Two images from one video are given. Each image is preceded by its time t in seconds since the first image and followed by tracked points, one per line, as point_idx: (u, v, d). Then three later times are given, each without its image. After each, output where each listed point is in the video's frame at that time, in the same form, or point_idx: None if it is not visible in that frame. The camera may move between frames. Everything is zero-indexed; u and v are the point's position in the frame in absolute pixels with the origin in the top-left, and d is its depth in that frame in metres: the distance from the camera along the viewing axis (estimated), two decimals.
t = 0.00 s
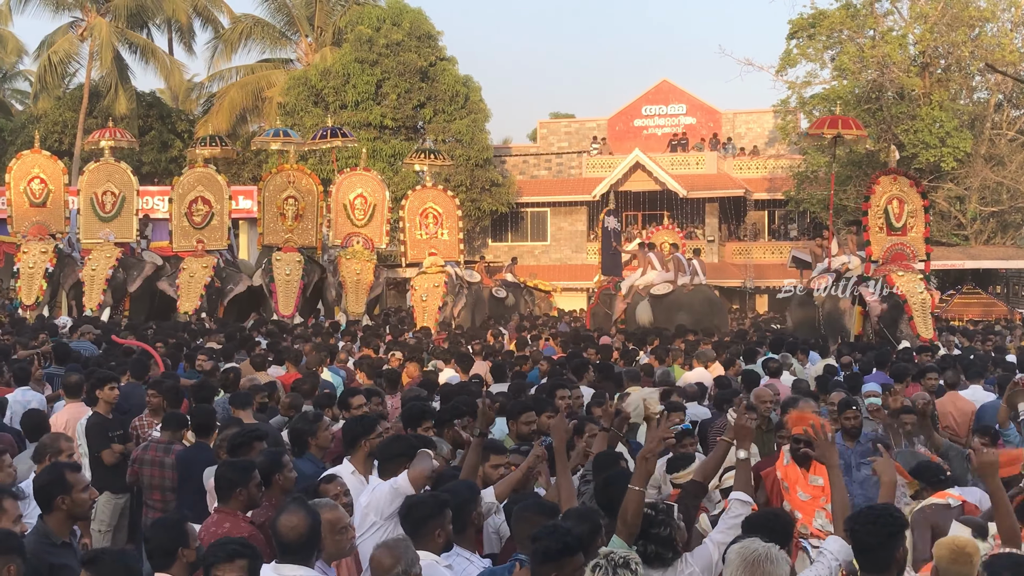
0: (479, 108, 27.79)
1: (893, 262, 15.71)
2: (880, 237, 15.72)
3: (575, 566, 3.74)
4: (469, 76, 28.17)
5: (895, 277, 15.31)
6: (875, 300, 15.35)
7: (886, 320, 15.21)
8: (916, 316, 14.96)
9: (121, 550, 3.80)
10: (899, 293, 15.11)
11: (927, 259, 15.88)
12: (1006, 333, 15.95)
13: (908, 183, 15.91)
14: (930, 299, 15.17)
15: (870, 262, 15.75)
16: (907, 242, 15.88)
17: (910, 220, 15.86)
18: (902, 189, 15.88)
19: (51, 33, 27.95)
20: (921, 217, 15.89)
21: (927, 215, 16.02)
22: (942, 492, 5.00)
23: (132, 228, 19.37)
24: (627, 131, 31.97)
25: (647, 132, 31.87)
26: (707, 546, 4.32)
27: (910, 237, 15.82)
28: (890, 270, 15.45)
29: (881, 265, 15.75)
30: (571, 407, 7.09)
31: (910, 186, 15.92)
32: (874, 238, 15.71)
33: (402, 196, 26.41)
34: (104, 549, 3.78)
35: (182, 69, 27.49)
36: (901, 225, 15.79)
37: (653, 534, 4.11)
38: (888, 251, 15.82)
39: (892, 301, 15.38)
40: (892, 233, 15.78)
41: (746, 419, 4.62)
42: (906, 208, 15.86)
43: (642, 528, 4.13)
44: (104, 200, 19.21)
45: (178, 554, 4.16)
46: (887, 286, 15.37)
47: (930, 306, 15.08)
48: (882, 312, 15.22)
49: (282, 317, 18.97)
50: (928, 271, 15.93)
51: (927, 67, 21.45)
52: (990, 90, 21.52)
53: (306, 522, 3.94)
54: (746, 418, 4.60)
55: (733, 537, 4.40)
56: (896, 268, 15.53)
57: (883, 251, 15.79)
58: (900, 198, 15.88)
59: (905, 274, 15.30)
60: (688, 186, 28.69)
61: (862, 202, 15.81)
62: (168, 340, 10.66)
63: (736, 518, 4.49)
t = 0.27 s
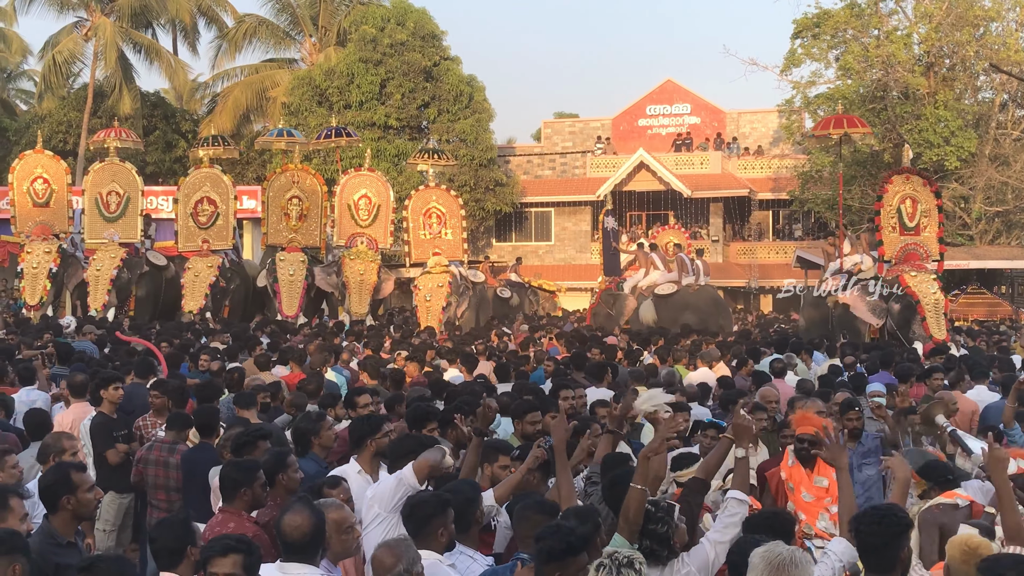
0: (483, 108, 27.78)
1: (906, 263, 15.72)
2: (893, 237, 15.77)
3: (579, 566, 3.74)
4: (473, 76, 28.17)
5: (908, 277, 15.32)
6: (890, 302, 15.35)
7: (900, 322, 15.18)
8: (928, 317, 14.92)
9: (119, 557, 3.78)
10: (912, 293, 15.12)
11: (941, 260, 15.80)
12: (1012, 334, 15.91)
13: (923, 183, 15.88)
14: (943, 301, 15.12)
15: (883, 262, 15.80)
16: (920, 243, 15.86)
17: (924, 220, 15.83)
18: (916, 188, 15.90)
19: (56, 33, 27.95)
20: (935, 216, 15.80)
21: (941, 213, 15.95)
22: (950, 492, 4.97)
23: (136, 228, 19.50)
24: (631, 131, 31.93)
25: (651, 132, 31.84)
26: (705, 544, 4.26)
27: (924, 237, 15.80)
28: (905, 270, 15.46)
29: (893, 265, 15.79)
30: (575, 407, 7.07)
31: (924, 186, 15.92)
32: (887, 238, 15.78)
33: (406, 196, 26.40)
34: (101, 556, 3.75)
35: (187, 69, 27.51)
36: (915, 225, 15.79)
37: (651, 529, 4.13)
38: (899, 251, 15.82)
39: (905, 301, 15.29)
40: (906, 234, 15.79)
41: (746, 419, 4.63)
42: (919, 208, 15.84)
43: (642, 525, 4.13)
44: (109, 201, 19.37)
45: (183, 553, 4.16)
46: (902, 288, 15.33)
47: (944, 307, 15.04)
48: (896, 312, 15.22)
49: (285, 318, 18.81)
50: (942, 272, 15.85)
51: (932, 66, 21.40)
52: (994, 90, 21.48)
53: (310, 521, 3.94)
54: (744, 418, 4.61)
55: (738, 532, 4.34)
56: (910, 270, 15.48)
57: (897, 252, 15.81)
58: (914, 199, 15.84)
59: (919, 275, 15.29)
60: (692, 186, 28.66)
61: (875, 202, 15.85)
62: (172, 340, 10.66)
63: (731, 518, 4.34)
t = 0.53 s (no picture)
0: (489, 108, 27.79)
1: (919, 262, 15.76)
2: (907, 235, 15.80)
3: (585, 565, 3.74)
4: (479, 76, 28.17)
5: (921, 277, 15.34)
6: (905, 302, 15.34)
7: (915, 322, 15.25)
8: (944, 317, 14.90)
9: (123, 560, 3.78)
10: (927, 293, 15.11)
11: (955, 259, 15.78)
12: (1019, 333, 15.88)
13: (939, 182, 15.89)
14: (957, 300, 15.10)
15: (896, 261, 15.86)
16: (936, 242, 15.84)
17: (940, 218, 15.79)
18: (932, 186, 15.87)
19: (62, 33, 28.00)
20: (951, 214, 15.76)
21: (957, 213, 15.95)
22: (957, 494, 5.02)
23: (143, 227, 19.44)
24: (637, 131, 31.91)
25: (657, 131, 31.83)
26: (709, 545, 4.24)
27: (939, 236, 15.76)
28: (917, 270, 15.45)
29: (907, 265, 15.87)
30: (581, 406, 7.06)
31: (940, 185, 15.94)
32: (901, 236, 15.81)
33: (412, 196, 26.42)
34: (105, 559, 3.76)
35: (193, 70, 27.54)
36: (930, 223, 15.75)
37: (659, 525, 4.17)
38: (915, 249, 15.87)
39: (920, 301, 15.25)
40: (921, 232, 15.79)
41: (756, 417, 4.62)
42: (935, 206, 15.81)
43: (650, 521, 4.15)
44: (116, 200, 19.26)
45: (191, 552, 4.16)
46: (916, 290, 15.37)
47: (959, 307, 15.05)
48: (910, 312, 15.22)
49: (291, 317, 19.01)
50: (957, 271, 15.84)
51: (938, 66, 21.36)
52: (1001, 89, 21.45)
53: (317, 520, 3.94)
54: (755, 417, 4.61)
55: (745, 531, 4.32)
56: (923, 269, 15.48)
57: (910, 250, 15.87)
58: (930, 196, 15.83)
59: (932, 275, 15.28)
60: (698, 186, 28.65)
61: (890, 201, 15.87)
62: (177, 340, 10.68)
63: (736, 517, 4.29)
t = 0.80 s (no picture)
0: (495, 108, 27.78)
1: (934, 260, 15.60)
2: (922, 233, 15.75)
3: (591, 565, 3.73)
4: (484, 75, 28.17)
5: (935, 276, 15.14)
6: (919, 301, 15.24)
7: (929, 321, 15.10)
8: (958, 315, 14.77)
9: (130, 561, 3.78)
10: (941, 293, 14.97)
11: (970, 258, 15.63)
12: None
13: (956, 180, 15.74)
14: (971, 297, 15.03)
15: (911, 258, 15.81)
16: (949, 241, 15.74)
17: (955, 217, 15.72)
18: (949, 185, 15.80)
19: (68, 33, 28.06)
20: (966, 213, 15.67)
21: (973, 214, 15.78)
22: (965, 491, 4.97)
23: (149, 226, 19.52)
24: (643, 130, 31.87)
25: (663, 131, 31.78)
26: (715, 545, 4.27)
27: (953, 235, 15.67)
28: (930, 270, 15.30)
29: (922, 262, 15.77)
30: (585, 406, 7.07)
31: (957, 183, 15.85)
32: (915, 234, 15.81)
33: (418, 196, 26.43)
34: (112, 560, 3.76)
35: (199, 69, 27.59)
36: (945, 222, 15.70)
37: (667, 523, 4.15)
38: (928, 248, 15.77)
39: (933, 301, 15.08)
40: (935, 231, 15.73)
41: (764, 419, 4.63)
42: (951, 205, 15.73)
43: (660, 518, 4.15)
44: (122, 199, 19.29)
45: (197, 551, 4.16)
46: (930, 288, 15.18)
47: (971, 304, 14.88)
48: (925, 312, 15.11)
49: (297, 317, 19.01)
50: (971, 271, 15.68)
51: (945, 65, 21.28)
52: (1007, 89, 21.40)
53: (328, 520, 3.95)
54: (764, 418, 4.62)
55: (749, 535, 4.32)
56: (938, 268, 15.31)
57: (925, 248, 15.77)
58: (946, 195, 15.74)
59: (947, 272, 15.15)
60: (704, 185, 28.62)
61: (907, 197, 15.87)
62: (183, 339, 10.69)
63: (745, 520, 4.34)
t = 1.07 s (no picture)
0: (500, 107, 27.77)
1: (946, 259, 15.45)
2: (936, 232, 15.49)
3: (596, 565, 3.73)
4: (489, 75, 28.15)
5: (947, 276, 15.13)
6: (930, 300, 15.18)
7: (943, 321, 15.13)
8: (971, 315, 14.85)
9: (140, 561, 3.78)
10: (953, 292, 14.99)
11: (981, 258, 15.52)
12: None
13: (972, 180, 15.52)
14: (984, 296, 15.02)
15: (924, 257, 15.58)
16: (962, 241, 15.58)
17: (969, 216, 15.50)
18: (963, 183, 15.54)
19: (74, 33, 28.09)
20: (980, 213, 15.49)
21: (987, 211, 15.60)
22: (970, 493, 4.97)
23: (155, 227, 19.41)
24: (648, 130, 31.83)
25: (668, 130, 31.76)
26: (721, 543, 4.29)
27: (965, 235, 15.50)
28: (943, 270, 15.25)
29: (935, 262, 15.56)
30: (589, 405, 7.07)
31: (971, 181, 15.58)
32: (929, 232, 15.51)
33: (422, 196, 26.43)
34: (122, 559, 3.76)
35: (204, 69, 27.60)
36: (960, 220, 15.46)
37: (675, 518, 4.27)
38: (942, 246, 15.53)
39: (946, 301, 15.22)
40: (950, 229, 15.49)
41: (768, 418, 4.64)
42: (965, 203, 15.50)
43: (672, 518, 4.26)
44: (128, 199, 19.29)
45: (205, 550, 4.17)
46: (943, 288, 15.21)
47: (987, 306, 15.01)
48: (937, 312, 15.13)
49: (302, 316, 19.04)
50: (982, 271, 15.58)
51: (951, 64, 21.24)
52: (1014, 88, 21.34)
53: (343, 521, 3.95)
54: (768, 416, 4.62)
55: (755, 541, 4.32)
56: (949, 267, 15.25)
57: (938, 247, 15.52)
58: (961, 193, 15.49)
59: (959, 272, 15.10)
60: (709, 185, 28.61)
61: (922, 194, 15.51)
62: (188, 339, 10.70)
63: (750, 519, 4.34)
